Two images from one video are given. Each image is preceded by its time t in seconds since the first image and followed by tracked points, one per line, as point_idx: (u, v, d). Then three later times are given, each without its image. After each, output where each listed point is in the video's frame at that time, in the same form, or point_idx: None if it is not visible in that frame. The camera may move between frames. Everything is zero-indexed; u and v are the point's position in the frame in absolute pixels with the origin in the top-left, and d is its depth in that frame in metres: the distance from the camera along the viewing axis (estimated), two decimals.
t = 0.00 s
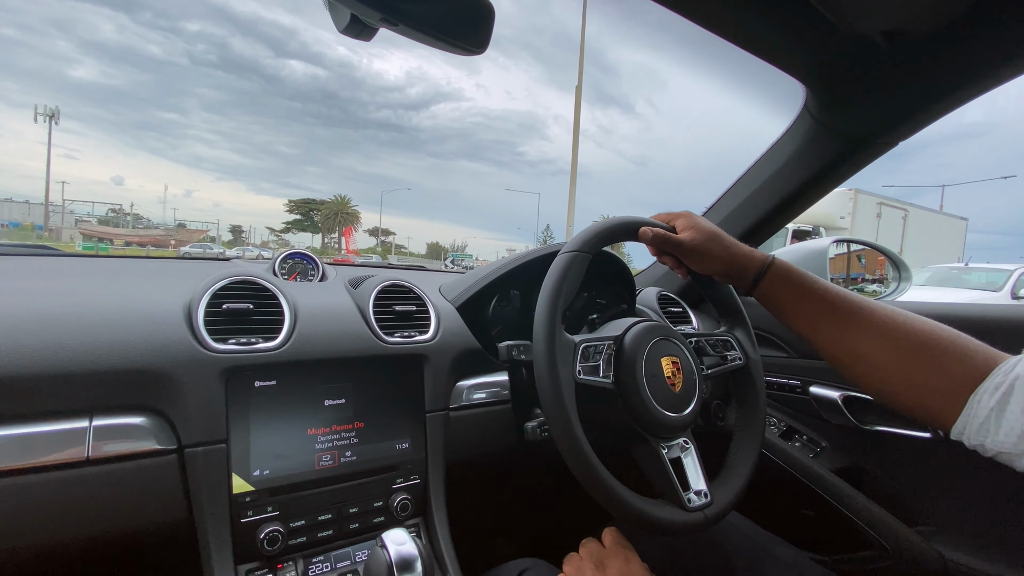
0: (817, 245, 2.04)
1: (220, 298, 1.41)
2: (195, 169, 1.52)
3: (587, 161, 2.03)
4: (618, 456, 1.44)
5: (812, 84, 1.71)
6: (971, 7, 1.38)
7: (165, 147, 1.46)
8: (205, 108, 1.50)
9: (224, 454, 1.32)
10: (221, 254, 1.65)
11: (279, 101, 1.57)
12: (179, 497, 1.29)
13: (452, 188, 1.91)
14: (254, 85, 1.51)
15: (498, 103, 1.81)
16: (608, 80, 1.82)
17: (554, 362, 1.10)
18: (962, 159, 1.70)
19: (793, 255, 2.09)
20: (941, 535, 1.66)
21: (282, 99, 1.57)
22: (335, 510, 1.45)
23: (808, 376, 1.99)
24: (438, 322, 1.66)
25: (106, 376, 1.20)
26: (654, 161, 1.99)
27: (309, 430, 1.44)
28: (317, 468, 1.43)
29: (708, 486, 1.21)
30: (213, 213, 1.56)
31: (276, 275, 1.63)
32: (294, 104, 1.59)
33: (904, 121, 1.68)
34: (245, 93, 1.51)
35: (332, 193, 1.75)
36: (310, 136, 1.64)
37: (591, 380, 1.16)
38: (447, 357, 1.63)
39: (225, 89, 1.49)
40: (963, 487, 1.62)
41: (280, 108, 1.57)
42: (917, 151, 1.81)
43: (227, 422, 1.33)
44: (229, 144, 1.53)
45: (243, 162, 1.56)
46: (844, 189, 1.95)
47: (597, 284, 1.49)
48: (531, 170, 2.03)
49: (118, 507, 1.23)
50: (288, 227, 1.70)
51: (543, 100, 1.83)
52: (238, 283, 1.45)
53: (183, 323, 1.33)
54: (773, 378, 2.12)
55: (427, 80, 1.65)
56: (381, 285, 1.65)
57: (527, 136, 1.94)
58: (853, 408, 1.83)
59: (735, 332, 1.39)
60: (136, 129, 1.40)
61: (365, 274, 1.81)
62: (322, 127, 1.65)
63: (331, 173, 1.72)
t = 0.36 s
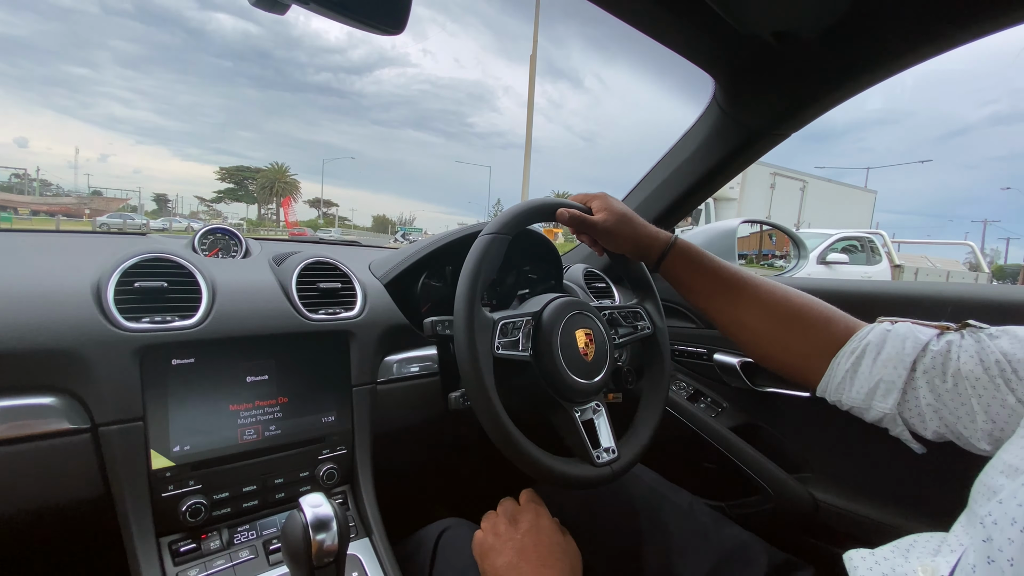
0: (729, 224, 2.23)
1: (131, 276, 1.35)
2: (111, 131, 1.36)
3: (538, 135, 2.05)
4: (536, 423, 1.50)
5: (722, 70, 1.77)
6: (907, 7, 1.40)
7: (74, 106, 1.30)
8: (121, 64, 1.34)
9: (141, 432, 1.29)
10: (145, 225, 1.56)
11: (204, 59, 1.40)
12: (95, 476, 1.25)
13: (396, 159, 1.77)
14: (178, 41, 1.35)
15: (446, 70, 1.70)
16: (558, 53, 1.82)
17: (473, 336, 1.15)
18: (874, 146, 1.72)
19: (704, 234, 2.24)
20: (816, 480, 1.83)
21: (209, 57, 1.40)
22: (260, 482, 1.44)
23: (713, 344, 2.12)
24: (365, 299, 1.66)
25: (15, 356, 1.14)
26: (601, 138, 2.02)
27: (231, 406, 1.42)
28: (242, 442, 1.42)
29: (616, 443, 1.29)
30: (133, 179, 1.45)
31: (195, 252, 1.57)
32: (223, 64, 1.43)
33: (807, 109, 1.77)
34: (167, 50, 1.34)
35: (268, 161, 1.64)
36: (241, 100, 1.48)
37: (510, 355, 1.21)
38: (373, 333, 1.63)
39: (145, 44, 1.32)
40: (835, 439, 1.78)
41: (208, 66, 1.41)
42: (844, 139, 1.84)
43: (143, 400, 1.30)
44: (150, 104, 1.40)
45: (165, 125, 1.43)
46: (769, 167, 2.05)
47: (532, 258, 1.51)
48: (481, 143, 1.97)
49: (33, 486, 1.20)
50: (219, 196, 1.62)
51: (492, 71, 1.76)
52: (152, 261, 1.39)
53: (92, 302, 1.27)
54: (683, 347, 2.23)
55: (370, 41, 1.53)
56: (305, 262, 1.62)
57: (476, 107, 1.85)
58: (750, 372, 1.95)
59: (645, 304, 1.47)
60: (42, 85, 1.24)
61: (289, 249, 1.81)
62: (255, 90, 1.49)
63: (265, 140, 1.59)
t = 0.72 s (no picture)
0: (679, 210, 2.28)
1: (61, 263, 1.27)
2: (42, 108, 1.27)
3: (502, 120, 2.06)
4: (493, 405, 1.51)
5: (670, 61, 1.77)
6: None
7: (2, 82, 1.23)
8: (52, 35, 1.25)
9: (77, 426, 1.24)
10: (81, 210, 1.44)
11: (146, 32, 1.32)
12: (29, 472, 1.20)
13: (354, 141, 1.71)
14: (116, 12, 1.27)
15: (406, 50, 1.66)
16: (521, 37, 1.81)
17: (426, 323, 1.15)
18: (822, 135, 1.78)
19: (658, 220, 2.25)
20: (757, 451, 1.92)
21: (151, 30, 1.32)
22: (207, 473, 1.41)
23: (663, 326, 2.17)
24: (316, 287, 1.62)
25: None
26: (563, 122, 2.04)
27: (176, 397, 1.38)
28: (188, 434, 1.38)
29: (569, 423, 1.32)
30: (69, 161, 1.34)
31: (133, 237, 1.52)
32: (166, 38, 1.34)
33: (750, 99, 1.80)
34: (103, 22, 1.26)
35: (216, 141, 1.55)
36: (190, 77, 1.42)
37: (465, 340, 1.22)
38: (325, 320, 1.60)
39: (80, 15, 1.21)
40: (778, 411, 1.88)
41: (149, 40, 1.33)
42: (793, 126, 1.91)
43: (78, 393, 1.24)
44: (83, 79, 1.28)
45: (104, 103, 1.33)
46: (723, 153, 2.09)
47: (491, 244, 1.50)
48: (442, 125, 1.93)
49: None
50: (164, 179, 1.55)
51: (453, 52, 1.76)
52: (84, 246, 1.31)
53: (19, 293, 1.20)
54: (634, 329, 2.27)
55: (325, 17, 1.48)
56: (252, 247, 1.57)
57: (437, 89, 1.82)
58: (698, 351, 2.03)
59: (599, 288, 1.49)
60: None
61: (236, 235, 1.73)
62: (205, 66, 1.45)
63: (212, 120, 1.54)
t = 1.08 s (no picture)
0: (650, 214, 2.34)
1: (38, 276, 1.27)
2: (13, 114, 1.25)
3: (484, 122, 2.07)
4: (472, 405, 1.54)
5: (635, 72, 1.82)
6: (825, 9, 1.47)
7: None
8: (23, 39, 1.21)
9: (57, 435, 1.23)
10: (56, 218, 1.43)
11: (120, 35, 1.29)
12: (10, 480, 1.20)
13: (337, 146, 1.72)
14: (89, 16, 1.22)
15: (388, 56, 1.64)
16: (503, 41, 1.77)
17: (400, 327, 1.16)
18: (799, 138, 1.81)
19: (631, 226, 2.30)
20: (724, 447, 1.93)
21: (126, 33, 1.29)
22: (186, 478, 1.39)
23: (636, 328, 2.19)
24: (293, 293, 1.62)
25: None
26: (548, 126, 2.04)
27: (153, 405, 1.36)
28: (166, 441, 1.37)
29: (541, 424, 1.33)
30: (40, 167, 1.31)
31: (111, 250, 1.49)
32: (143, 42, 1.32)
33: (716, 108, 1.84)
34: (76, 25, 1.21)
35: (196, 147, 1.56)
36: (168, 83, 1.43)
37: (438, 343, 1.23)
38: (303, 328, 1.60)
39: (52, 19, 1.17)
40: (744, 410, 1.89)
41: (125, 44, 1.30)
42: (772, 130, 1.91)
43: (57, 401, 1.23)
44: (58, 84, 1.25)
45: (72, 107, 1.28)
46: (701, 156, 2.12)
47: (467, 250, 1.52)
48: (426, 129, 1.93)
49: None
50: (142, 186, 1.54)
51: (436, 56, 1.72)
52: (61, 260, 1.31)
53: None
54: (610, 332, 2.29)
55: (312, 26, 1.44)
56: (229, 257, 1.56)
57: (420, 93, 1.82)
58: (668, 352, 2.05)
59: (572, 295, 1.51)
60: None
61: (215, 244, 1.72)
62: (182, 70, 1.43)
63: (194, 124, 1.52)
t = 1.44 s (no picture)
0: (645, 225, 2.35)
1: (32, 294, 1.25)
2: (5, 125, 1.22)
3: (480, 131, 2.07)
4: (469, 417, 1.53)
5: (629, 86, 1.83)
6: (822, 20, 1.47)
7: None
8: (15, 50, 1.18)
9: (50, 455, 1.21)
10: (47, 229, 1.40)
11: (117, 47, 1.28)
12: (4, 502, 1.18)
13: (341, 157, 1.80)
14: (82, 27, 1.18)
15: (383, 65, 1.63)
16: (498, 53, 1.71)
17: (398, 340, 1.16)
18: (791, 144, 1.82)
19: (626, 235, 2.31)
20: (723, 456, 1.93)
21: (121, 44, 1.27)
22: (181, 497, 1.38)
23: (633, 337, 2.21)
24: (290, 308, 1.61)
25: None
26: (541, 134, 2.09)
27: (149, 422, 1.35)
28: (161, 459, 1.36)
29: (539, 436, 1.33)
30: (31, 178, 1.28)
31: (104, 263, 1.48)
32: (136, 53, 1.32)
33: (706, 120, 1.87)
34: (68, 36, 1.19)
35: (190, 158, 1.60)
36: (160, 92, 1.41)
37: (436, 355, 1.23)
38: (301, 341, 1.59)
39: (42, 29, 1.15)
40: (742, 418, 1.90)
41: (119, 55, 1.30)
42: (764, 136, 1.94)
43: (51, 421, 1.22)
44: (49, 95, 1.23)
45: (66, 118, 1.27)
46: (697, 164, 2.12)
47: (465, 261, 1.51)
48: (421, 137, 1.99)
49: None
50: (136, 196, 1.55)
51: (431, 68, 1.71)
52: (54, 277, 1.29)
53: None
54: (608, 341, 2.30)
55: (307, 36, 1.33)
56: (226, 272, 1.55)
57: (416, 103, 1.82)
58: (666, 360, 2.07)
59: (569, 304, 1.51)
60: None
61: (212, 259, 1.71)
62: (175, 81, 1.43)
63: (184, 135, 1.53)
